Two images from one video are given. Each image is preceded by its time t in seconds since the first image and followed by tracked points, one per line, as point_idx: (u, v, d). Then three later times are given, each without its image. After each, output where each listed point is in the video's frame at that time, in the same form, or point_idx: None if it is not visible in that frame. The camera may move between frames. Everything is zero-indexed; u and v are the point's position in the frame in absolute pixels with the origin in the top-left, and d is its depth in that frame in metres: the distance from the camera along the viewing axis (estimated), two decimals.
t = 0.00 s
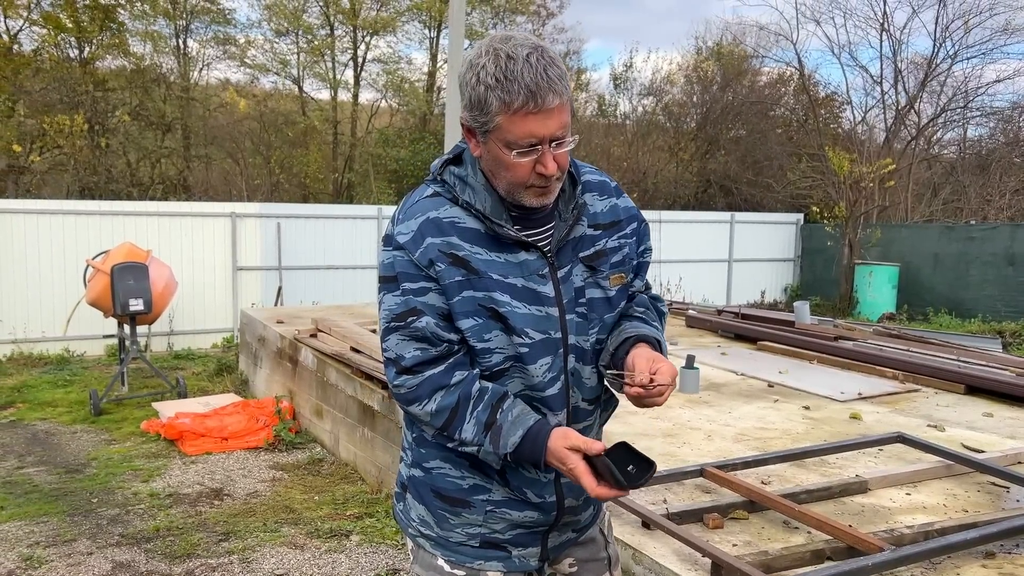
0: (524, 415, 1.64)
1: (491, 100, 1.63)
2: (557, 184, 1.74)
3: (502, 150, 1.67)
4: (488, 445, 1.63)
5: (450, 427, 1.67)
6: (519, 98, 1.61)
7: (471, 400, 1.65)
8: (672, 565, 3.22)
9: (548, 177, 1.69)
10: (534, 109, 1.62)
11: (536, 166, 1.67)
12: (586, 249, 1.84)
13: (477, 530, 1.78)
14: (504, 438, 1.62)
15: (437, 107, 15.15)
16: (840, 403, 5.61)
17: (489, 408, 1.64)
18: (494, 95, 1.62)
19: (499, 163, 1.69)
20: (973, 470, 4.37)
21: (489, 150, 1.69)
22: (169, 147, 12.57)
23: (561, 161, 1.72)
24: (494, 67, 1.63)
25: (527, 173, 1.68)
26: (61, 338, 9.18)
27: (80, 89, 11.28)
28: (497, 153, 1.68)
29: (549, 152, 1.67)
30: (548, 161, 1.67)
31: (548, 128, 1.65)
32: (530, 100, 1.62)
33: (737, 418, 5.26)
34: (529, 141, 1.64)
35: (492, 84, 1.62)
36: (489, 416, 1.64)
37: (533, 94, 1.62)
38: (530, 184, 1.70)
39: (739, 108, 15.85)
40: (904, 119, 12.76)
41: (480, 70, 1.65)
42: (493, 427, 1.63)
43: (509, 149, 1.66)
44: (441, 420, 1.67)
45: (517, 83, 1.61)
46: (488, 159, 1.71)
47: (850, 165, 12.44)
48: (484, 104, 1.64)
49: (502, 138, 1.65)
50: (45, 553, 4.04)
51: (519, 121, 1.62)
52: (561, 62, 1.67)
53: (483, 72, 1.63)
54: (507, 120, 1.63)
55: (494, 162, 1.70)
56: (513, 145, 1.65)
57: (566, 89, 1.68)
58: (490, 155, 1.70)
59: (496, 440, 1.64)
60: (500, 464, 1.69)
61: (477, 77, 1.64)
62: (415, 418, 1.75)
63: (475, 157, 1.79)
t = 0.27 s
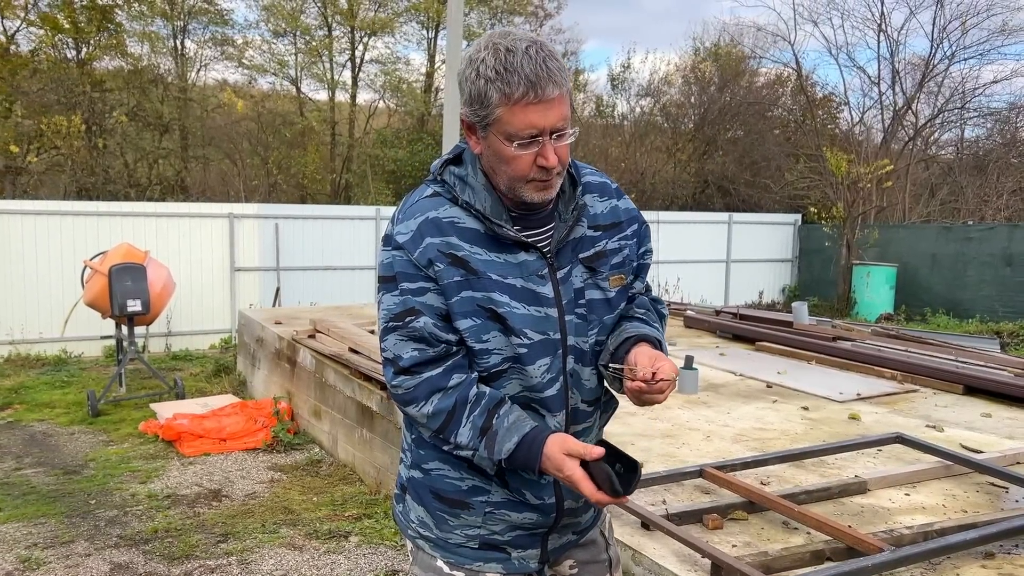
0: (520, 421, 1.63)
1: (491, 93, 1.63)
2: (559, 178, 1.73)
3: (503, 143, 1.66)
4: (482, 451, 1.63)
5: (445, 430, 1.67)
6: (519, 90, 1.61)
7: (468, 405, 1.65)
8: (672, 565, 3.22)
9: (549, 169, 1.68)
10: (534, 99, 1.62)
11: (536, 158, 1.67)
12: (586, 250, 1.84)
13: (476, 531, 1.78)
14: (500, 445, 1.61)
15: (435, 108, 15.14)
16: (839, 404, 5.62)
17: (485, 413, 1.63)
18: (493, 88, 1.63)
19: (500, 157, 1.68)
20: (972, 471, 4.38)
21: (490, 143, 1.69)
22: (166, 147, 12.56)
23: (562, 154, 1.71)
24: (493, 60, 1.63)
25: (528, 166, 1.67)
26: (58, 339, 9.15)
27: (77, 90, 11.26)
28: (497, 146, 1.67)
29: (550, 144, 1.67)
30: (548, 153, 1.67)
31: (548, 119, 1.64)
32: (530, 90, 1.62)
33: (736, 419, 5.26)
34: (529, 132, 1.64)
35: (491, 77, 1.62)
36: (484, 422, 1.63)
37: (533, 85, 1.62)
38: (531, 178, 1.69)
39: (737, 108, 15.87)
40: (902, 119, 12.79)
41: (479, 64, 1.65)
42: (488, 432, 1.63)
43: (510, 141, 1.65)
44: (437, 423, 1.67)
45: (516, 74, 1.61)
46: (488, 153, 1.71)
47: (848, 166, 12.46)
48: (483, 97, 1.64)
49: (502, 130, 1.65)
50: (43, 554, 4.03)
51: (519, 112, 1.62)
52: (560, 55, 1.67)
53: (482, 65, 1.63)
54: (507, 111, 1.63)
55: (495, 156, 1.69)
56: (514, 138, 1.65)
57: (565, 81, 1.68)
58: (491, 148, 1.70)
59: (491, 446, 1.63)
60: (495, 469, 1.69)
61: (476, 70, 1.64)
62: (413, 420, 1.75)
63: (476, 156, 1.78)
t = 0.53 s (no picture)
0: (509, 418, 1.60)
1: (491, 90, 1.63)
2: (557, 177, 1.73)
3: (502, 140, 1.66)
4: (471, 450, 1.60)
5: (435, 428, 1.66)
6: (518, 87, 1.61)
7: (458, 402, 1.64)
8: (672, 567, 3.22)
9: (547, 168, 1.68)
10: (533, 97, 1.62)
11: (535, 156, 1.66)
12: (584, 250, 1.84)
13: (474, 533, 1.78)
14: (487, 442, 1.59)
15: (433, 109, 15.13)
16: (838, 405, 5.62)
17: (474, 411, 1.62)
18: (493, 86, 1.62)
19: (498, 155, 1.68)
20: (971, 472, 4.38)
21: (489, 142, 1.68)
22: (165, 148, 12.56)
23: (561, 153, 1.71)
24: (493, 58, 1.63)
25: (527, 164, 1.66)
26: (57, 340, 9.14)
27: (75, 91, 11.25)
28: (496, 144, 1.67)
29: (549, 142, 1.66)
30: (548, 151, 1.66)
31: (547, 117, 1.64)
32: (530, 87, 1.62)
33: (735, 420, 5.27)
34: (529, 129, 1.64)
35: (491, 75, 1.62)
36: (473, 420, 1.61)
37: (532, 83, 1.62)
38: (530, 176, 1.68)
39: (735, 109, 15.89)
40: (900, 120, 12.80)
41: (478, 62, 1.65)
42: (477, 430, 1.61)
43: (510, 138, 1.65)
44: (428, 421, 1.66)
45: (516, 72, 1.61)
46: (487, 151, 1.70)
47: (846, 167, 12.48)
48: (483, 95, 1.64)
49: (501, 127, 1.65)
50: (42, 556, 4.02)
51: (519, 110, 1.62)
52: (559, 54, 1.68)
53: (482, 63, 1.63)
54: (506, 109, 1.63)
55: (493, 154, 1.69)
56: (513, 135, 1.64)
57: (564, 80, 1.68)
58: (490, 146, 1.69)
59: (479, 443, 1.60)
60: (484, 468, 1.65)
61: (475, 68, 1.64)
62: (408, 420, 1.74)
63: (475, 156, 1.78)
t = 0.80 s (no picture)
0: (496, 403, 1.58)
1: (488, 86, 1.63)
2: (555, 175, 1.72)
3: (499, 136, 1.66)
4: (458, 433, 1.58)
5: (424, 418, 1.64)
6: (515, 82, 1.62)
7: (446, 389, 1.62)
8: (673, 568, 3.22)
9: (544, 164, 1.67)
10: (529, 92, 1.62)
11: (531, 153, 1.66)
12: (583, 251, 1.83)
13: (473, 533, 1.78)
14: (474, 425, 1.56)
15: (433, 110, 15.14)
16: (839, 406, 5.62)
17: (462, 397, 1.60)
18: (490, 82, 1.63)
19: (495, 151, 1.67)
20: (971, 473, 4.39)
21: (487, 138, 1.68)
22: (165, 149, 12.55)
23: (558, 150, 1.70)
24: (492, 54, 1.63)
25: (523, 161, 1.66)
26: (57, 341, 9.14)
27: (75, 92, 11.23)
28: (493, 140, 1.67)
29: (545, 138, 1.66)
30: (544, 148, 1.66)
31: (544, 112, 1.64)
32: (527, 82, 1.62)
33: (735, 421, 5.27)
34: (524, 125, 1.64)
35: (489, 71, 1.63)
36: (460, 406, 1.59)
37: (529, 78, 1.62)
38: (526, 172, 1.67)
39: (735, 111, 15.91)
40: (899, 121, 12.82)
41: (477, 59, 1.65)
42: (465, 415, 1.58)
43: (507, 134, 1.65)
44: (417, 411, 1.65)
45: (513, 67, 1.61)
46: (486, 148, 1.70)
47: (846, 167, 12.49)
48: (480, 91, 1.65)
49: (498, 123, 1.65)
50: (42, 557, 4.02)
51: (515, 104, 1.62)
52: (558, 51, 1.68)
53: (480, 59, 1.64)
54: (503, 104, 1.63)
55: (491, 152, 1.69)
56: (509, 130, 1.64)
57: (562, 77, 1.69)
58: (488, 143, 1.69)
59: (467, 428, 1.58)
60: (473, 458, 1.61)
61: (474, 64, 1.65)
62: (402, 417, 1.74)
63: (475, 154, 1.78)
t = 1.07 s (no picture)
0: (500, 383, 1.60)
1: (472, 75, 1.69)
2: (543, 162, 1.73)
3: (484, 123, 1.70)
4: (463, 416, 1.58)
5: (425, 410, 1.64)
6: (497, 68, 1.67)
7: (448, 376, 1.63)
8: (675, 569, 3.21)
9: (529, 148, 1.69)
10: (510, 76, 1.67)
11: (516, 136, 1.69)
12: (583, 251, 1.83)
13: (473, 535, 1.77)
14: (480, 405, 1.57)
15: (434, 111, 15.15)
16: (840, 407, 5.62)
17: (464, 381, 1.61)
18: (475, 70, 1.69)
19: (483, 138, 1.71)
20: (973, 474, 4.38)
21: (474, 127, 1.73)
22: (166, 150, 12.56)
23: (545, 135, 1.72)
24: (476, 45, 1.71)
25: (509, 145, 1.69)
26: (58, 342, 9.15)
27: (76, 93, 11.23)
28: (480, 129, 1.71)
29: (528, 121, 1.69)
30: (528, 131, 1.69)
31: (526, 95, 1.68)
32: (508, 66, 1.67)
33: (737, 422, 5.27)
34: (507, 108, 1.68)
35: (474, 60, 1.70)
36: (463, 390, 1.60)
37: (510, 63, 1.68)
38: (512, 157, 1.69)
39: (735, 112, 15.91)
40: (900, 123, 12.82)
41: (464, 53, 1.73)
42: (469, 398, 1.59)
43: (491, 120, 1.69)
44: (418, 404, 1.64)
45: (494, 53, 1.67)
46: (474, 138, 1.75)
47: (847, 169, 12.49)
48: (466, 81, 1.71)
49: (482, 110, 1.69)
50: (43, 558, 4.02)
51: (497, 88, 1.67)
52: (542, 41, 1.73)
53: (466, 52, 1.71)
54: (487, 90, 1.68)
55: (480, 141, 1.73)
56: (493, 114, 1.68)
57: (547, 65, 1.73)
58: (476, 133, 1.74)
59: (471, 410, 1.58)
60: (480, 444, 1.61)
61: (460, 58, 1.72)
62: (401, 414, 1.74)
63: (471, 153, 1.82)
